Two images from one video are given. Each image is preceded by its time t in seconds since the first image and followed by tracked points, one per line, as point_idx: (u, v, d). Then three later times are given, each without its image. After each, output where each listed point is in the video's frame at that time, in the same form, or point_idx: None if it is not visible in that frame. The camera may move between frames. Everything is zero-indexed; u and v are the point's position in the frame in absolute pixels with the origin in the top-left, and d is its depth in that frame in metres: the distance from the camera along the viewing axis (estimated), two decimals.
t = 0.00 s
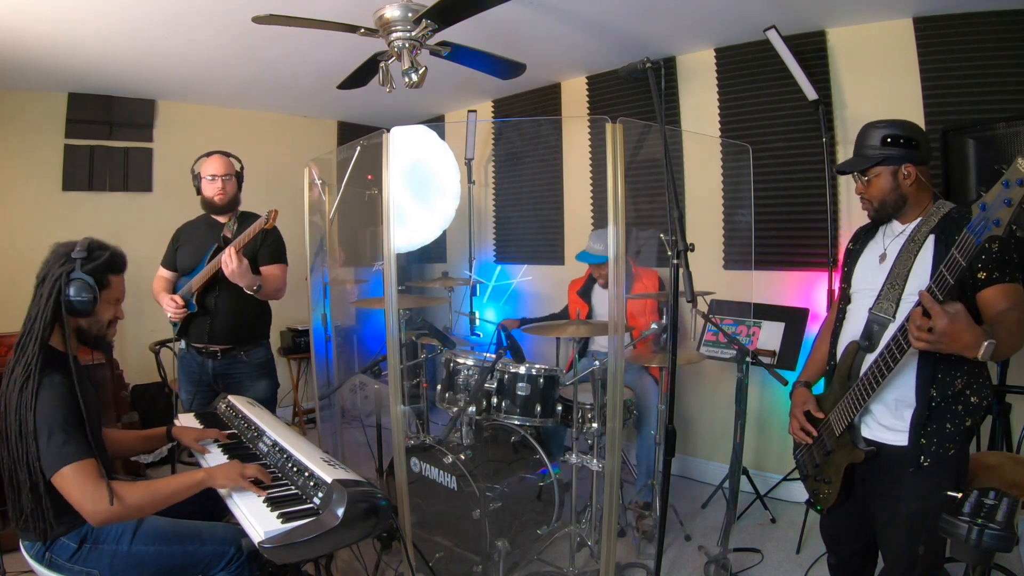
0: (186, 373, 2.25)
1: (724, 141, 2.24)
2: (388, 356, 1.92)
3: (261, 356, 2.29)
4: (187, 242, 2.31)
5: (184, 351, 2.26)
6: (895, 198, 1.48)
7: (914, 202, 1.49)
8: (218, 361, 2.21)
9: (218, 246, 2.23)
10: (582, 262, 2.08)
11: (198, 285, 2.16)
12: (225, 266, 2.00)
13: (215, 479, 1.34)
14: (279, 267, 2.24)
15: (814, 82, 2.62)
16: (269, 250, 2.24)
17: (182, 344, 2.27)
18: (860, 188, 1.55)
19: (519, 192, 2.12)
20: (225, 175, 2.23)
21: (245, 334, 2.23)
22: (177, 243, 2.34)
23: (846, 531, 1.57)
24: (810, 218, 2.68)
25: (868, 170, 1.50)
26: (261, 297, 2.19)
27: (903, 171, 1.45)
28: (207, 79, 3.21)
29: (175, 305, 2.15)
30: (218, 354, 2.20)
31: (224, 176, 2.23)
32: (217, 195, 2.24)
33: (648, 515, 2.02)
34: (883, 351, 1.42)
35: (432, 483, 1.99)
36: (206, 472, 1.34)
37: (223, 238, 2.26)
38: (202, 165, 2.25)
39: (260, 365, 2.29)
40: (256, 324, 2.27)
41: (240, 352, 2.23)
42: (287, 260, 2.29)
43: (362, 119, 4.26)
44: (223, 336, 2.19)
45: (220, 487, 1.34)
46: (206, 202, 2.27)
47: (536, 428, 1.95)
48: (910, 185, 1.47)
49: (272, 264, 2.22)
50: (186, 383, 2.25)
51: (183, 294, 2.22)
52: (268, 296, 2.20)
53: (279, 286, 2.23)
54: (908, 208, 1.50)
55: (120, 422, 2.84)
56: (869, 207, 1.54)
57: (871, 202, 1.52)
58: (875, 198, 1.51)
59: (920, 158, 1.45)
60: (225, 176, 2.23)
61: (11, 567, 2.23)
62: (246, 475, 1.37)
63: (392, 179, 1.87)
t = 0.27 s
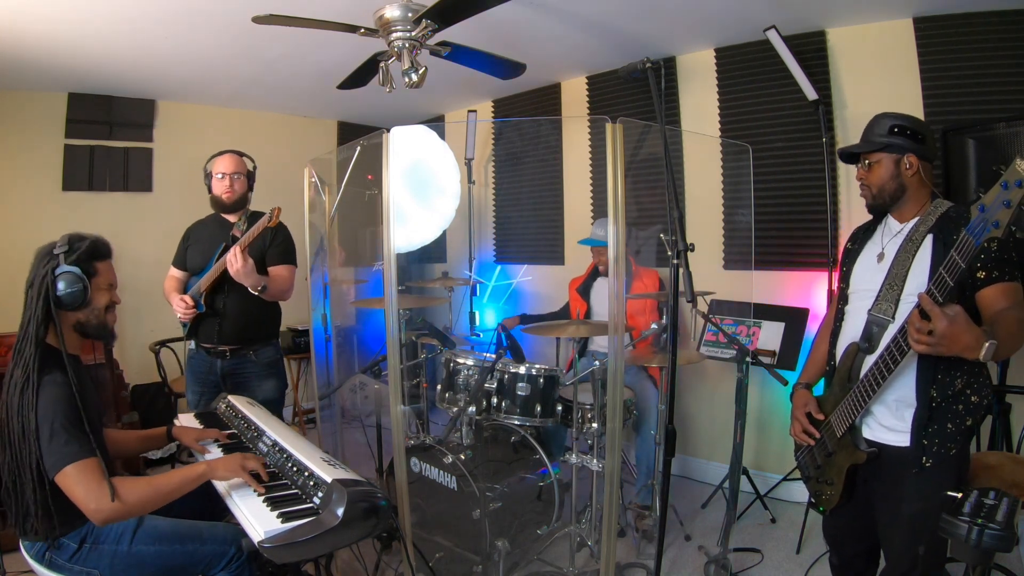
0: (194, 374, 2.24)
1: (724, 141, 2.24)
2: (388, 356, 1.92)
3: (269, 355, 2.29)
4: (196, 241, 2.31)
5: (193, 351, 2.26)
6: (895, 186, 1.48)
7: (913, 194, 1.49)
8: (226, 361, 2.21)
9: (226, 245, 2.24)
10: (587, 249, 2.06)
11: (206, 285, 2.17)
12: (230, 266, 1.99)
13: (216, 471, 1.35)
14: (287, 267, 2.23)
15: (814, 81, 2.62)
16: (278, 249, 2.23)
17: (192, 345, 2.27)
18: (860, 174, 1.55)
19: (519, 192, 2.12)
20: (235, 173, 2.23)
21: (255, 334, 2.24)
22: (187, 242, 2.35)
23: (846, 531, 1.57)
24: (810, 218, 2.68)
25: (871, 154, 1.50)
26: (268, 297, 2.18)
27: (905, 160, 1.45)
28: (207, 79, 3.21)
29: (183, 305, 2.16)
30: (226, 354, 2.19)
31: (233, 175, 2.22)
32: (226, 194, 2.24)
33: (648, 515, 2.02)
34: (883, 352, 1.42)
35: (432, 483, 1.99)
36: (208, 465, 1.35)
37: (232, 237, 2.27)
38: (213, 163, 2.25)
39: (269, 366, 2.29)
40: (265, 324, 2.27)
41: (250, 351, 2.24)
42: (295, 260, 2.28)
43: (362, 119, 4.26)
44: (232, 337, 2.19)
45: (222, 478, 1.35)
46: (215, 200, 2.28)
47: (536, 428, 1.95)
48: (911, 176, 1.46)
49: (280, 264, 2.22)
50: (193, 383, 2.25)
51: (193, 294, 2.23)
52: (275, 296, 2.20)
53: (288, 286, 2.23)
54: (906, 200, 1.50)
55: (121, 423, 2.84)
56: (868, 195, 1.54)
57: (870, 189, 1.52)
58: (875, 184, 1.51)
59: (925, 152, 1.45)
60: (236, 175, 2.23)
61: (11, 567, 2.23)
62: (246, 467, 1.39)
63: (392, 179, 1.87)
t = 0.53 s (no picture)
0: (196, 374, 2.23)
1: (724, 141, 2.25)
2: (388, 356, 1.92)
3: (270, 356, 2.29)
4: (198, 241, 2.31)
5: (196, 351, 2.26)
6: (898, 187, 1.47)
7: (915, 196, 1.49)
8: (227, 362, 2.20)
9: (230, 246, 2.23)
10: (582, 250, 2.08)
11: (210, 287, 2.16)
12: (236, 273, 2.00)
13: (218, 473, 1.35)
14: (292, 269, 2.24)
15: (814, 81, 2.62)
16: (282, 252, 2.22)
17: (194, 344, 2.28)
18: (861, 177, 1.54)
19: (519, 191, 2.12)
20: (243, 172, 2.24)
21: (256, 335, 2.24)
22: (189, 241, 2.35)
23: (846, 531, 1.57)
24: (810, 218, 2.68)
25: (872, 157, 1.50)
26: (275, 301, 2.20)
27: (908, 161, 1.45)
28: (207, 79, 3.21)
29: (187, 302, 2.17)
30: (227, 354, 2.19)
31: (241, 173, 2.24)
32: (232, 191, 2.24)
33: (648, 515, 2.02)
34: (882, 353, 1.43)
35: (432, 483, 1.99)
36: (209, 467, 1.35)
37: (235, 238, 2.26)
38: (221, 161, 2.26)
39: (271, 366, 2.29)
40: (268, 325, 2.27)
41: (250, 353, 2.24)
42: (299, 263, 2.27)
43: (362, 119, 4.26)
44: (235, 338, 2.19)
45: (223, 481, 1.35)
46: (220, 198, 2.28)
47: (536, 428, 1.95)
48: (914, 177, 1.46)
49: (284, 266, 2.22)
50: (194, 383, 2.25)
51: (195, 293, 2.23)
52: (280, 300, 2.21)
53: (292, 289, 2.24)
54: (908, 202, 1.49)
55: (120, 423, 2.84)
56: (870, 197, 1.53)
57: (873, 191, 1.51)
58: (877, 186, 1.50)
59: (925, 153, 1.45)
60: (243, 174, 2.24)
61: (11, 567, 2.23)
62: (247, 472, 1.38)
63: (392, 179, 1.87)
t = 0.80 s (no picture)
0: (190, 375, 2.24)
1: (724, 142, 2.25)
2: (388, 356, 1.92)
3: (266, 357, 2.29)
4: (194, 242, 2.31)
5: (190, 350, 2.27)
6: (905, 191, 1.47)
7: (918, 196, 1.49)
8: (223, 362, 2.21)
9: (225, 246, 2.24)
10: (582, 251, 2.06)
11: (204, 287, 2.16)
12: (228, 270, 1.99)
13: (215, 476, 1.35)
14: (286, 270, 2.24)
15: (814, 82, 2.62)
16: (276, 253, 2.24)
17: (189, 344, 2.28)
18: (866, 185, 1.51)
19: (519, 192, 2.12)
20: (240, 174, 2.23)
21: (251, 335, 2.23)
22: (185, 241, 2.34)
23: (846, 532, 1.57)
24: (810, 218, 2.68)
25: (876, 164, 1.47)
26: (266, 301, 2.20)
27: (912, 164, 1.45)
28: (207, 79, 3.21)
29: (183, 294, 2.17)
30: (222, 354, 2.19)
31: (238, 175, 2.22)
32: (229, 194, 2.24)
33: (648, 515, 2.02)
34: (882, 353, 1.43)
35: (432, 483, 1.99)
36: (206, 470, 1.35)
37: (231, 238, 2.27)
38: (218, 163, 2.25)
39: (266, 367, 2.29)
40: (263, 325, 2.27)
41: (246, 354, 2.24)
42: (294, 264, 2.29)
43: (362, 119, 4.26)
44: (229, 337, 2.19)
45: (221, 484, 1.35)
46: (218, 201, 2.27)
47: (536, 428, 1.95)
48: (918, 179, 1.46)
49: (279, 267, 2.23)
50: (190, 383, 2.25)
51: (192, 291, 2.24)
52: (273, 300, 2.21)
53: (286, 290, 2.24)
54: (912, 205, 1.49)
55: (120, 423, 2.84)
56: (878, 204, 1.51)
57: (882, 198, 1.49)
58: (885, 192, 1.48)
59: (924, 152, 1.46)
60: (240, 176, 2.23)
61: (11, 567, 2.23)
62: (244, 473, 1.37)
63: (392, 180, 1.87)
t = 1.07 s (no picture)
0: (182, 374, 2.24)
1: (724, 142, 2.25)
2: (389, 356, 1.92)
3: (257, 357, 2.29)
4: (183, 242, 2.31)
5: (180, 351, 2.26)
6: (916, 177, 1.46)
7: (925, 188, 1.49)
8: (214, 363, 2.20)
9: (213, 246, 2.24)
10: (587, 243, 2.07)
11: (195, 285, 2.15)
12: (219, 266, 2.00)
13: (215, 477, 1.34)
14: (275, 269, 2.24)
15: (814, 82, 2.62)
16: (266, 251, 2.24)
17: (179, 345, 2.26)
18: (877, 168, 1.51)
19: (519, 192, 2.12)
20: (227, 173, 2.25)
21: (243, 334, 2.23)
22: (174, 242, 2.33)
23: (846, 532, 1.57)
24: (810, 217, 2.68)
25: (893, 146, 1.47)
26: (257, 298, 2.18)
27: (923, 152, 1.45)
28: (207, 79, 3.21)
29: (176, 294, 2.13)
30: (215, 354, 2.19)
31: (224, 174, 2.24)
32: (215, 193, 2.23)
33: (647, 515, 2.03)
34: (881, 355, 1.42)
35: (432, 483, 2.00)
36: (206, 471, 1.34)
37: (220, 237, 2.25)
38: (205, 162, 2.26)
39: (255, 367, 2.29)
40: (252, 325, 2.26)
41: (239, 354, 2.24)
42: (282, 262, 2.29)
43: (363, 119, 4.26)
44: (221, 337, 2.19)
45: (221, 485, 1.34)
46: (204, 200, 2.28)
47: (536, 428, 1.95)
48: (928, 169, 1.47)
49: (268, 265, 2.23)
50: (183, 383, 2.25)
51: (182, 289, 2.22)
52: (263, 297, 2.19)
53: (275, 288, 2.23)
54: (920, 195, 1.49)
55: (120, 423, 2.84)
56: (887, 188, 1.49)
57: (893, 180, 1.48)
58: (897, 174, 1.47)
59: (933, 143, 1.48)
60: (228, 175, 2.25)
61: (11, 567, 2.23)
62: (244, 473, 1.37)
63: (392, 179, 1.88)
